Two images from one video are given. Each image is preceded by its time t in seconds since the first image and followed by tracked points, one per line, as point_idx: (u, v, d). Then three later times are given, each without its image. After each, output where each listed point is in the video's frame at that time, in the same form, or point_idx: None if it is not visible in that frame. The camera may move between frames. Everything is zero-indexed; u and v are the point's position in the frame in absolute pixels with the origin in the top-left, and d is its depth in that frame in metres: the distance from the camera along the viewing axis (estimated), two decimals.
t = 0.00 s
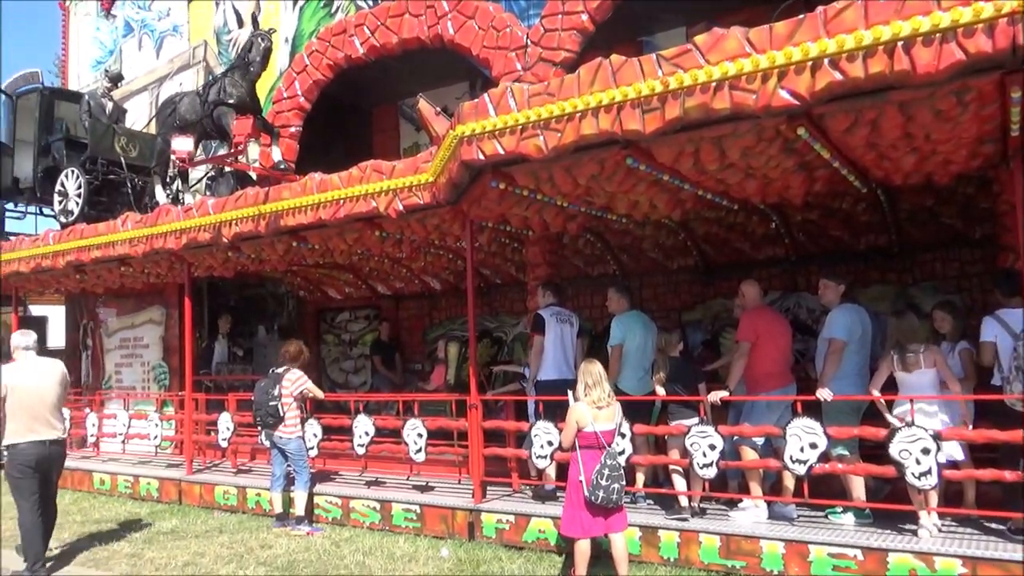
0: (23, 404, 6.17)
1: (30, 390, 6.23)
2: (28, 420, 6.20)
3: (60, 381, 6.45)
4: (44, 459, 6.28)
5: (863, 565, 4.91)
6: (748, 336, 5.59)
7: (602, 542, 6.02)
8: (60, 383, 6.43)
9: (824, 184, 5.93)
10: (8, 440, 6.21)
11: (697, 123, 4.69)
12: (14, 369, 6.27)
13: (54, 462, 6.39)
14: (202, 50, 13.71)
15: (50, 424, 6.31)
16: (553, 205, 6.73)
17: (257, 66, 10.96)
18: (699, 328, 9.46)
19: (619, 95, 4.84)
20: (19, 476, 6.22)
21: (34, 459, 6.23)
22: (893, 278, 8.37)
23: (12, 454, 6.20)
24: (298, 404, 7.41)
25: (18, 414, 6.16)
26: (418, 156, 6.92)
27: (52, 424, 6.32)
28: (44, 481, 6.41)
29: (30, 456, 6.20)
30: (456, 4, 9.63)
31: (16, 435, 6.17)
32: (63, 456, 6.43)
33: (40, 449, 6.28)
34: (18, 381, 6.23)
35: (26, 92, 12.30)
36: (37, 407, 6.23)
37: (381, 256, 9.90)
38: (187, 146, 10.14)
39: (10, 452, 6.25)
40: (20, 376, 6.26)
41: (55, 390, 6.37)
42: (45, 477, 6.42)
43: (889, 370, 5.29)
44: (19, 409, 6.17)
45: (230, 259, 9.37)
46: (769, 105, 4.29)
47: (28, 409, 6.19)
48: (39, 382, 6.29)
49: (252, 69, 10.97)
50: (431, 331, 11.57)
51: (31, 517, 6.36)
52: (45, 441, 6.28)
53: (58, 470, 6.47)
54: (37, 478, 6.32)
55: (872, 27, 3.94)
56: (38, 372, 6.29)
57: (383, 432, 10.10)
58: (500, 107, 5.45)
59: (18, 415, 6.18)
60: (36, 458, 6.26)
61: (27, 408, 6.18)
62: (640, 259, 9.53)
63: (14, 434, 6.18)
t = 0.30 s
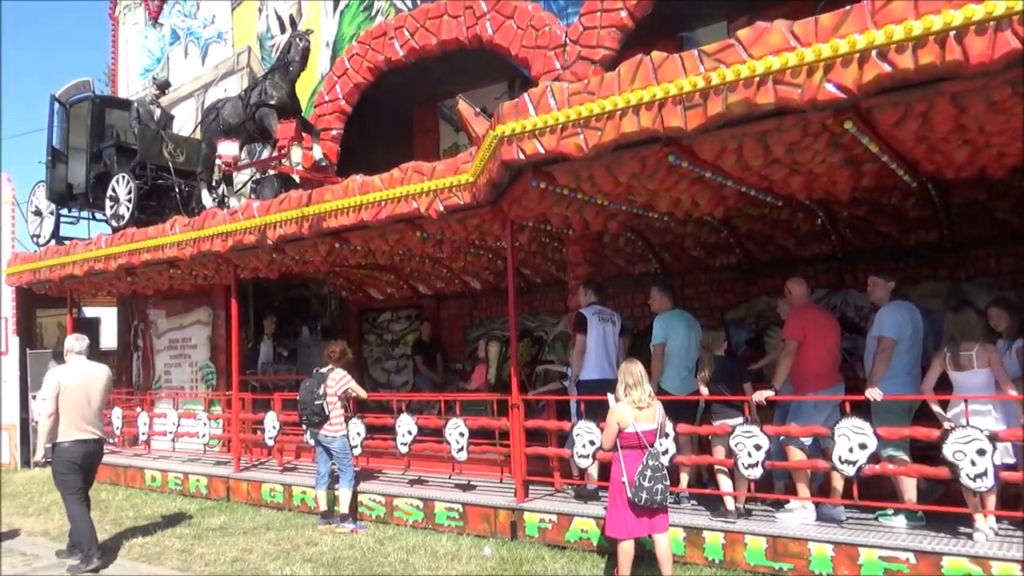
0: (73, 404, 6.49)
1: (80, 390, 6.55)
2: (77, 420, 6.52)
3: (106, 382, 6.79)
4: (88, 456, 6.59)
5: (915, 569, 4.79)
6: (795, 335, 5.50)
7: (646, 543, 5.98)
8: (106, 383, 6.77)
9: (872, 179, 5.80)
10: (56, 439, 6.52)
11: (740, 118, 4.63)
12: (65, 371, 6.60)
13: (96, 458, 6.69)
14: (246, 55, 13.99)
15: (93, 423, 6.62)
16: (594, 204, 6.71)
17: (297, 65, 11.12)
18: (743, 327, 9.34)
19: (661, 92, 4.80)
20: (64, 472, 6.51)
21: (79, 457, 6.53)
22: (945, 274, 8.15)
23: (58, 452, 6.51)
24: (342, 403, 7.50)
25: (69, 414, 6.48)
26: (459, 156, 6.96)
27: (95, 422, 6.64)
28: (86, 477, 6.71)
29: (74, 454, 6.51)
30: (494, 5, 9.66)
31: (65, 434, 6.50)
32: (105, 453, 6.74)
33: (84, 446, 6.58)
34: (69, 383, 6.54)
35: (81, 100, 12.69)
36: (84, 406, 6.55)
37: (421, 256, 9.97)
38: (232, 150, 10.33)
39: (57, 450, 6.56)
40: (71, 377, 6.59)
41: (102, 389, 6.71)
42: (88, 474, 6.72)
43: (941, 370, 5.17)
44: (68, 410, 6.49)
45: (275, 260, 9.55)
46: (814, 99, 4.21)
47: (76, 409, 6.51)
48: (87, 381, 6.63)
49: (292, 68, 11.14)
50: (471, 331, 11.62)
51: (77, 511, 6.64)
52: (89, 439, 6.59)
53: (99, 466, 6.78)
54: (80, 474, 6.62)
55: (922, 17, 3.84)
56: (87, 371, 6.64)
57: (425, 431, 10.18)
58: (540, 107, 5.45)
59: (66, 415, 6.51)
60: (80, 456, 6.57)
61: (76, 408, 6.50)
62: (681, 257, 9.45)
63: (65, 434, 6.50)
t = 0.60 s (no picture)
0: (117, 398, 6.85)
1: (122, 383, 6.93)
2: (119, 415, 6.86)
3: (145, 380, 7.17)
4: (127, 452, 6.93)
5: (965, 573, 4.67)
6: (839, 334, 5.39)
7: (686, 544, 5.92)
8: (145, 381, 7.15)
9: (917, 174, 5.67)
10: (96, 434, 6.85)
11: (779, 114, 4.56)
12: (109, 366, 6.99)
13: (133, 455, 7.04)
14: (284, 60, 14.21)
15: (131, 421, 6.97)
16: (631, 202, 6.67)
17: (332, 66, 11.12)
18: (783, 326, 9.21)
19: (698, 89, 4.75)
20: (100, 467, 6.86)
21: (118, 451, 6.87)
22: (994, 271, 7.92)
23: (98, 446, 6.85)
24: (381, 403, 7.56)
25: (112, 406, 6.83)
26: (494, 156, 6.98)
27: (133, 419, 6.99)
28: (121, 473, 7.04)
29: (114, 448, 6.85)
30: (529, 5, 9.67)
31: (107, 430, 6.84)
32: (141, 450, 7.09)
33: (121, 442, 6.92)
34: (112, 376, 6.90)
35: (124, 107, 12.94)
36: (126, 402, 6.91)
37: (458, 257, 10.02)
38: (272, 154, 10.49)
39: (97, 444, 6.88)
40: (113, 372, 6.98)
41: (141, 386, 7.09)
42: (122, 470, 7.05)
43: (991, 370, 5.04)
44: (112, 404, 6.84)
45: (314, 262, 9.69)
46: (857, 92, 4.12)
47: (118, 405, 6.87)
48: (128, 375, 7.02)
49: (327, 68, 11.14)
50: (508, 331, 11.64)
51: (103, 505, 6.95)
52: (127, 435, 6.93)
53: (135, 463, 7.13)
54: (118, 469, 6.96)
55: (970, 6, 3.74)
56: (129, 366, 7.05)
57: (463, 432, 10.21)
58: (576, 106, 5.44)
59: (109, 410, 6.85)
60: (119, 451, 6.90)
61: (119, 403, 6.86)
62: (720, 255, 9.36)
63: (107, 428, 6.84)
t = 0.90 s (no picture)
0: (145, 398, 7.03)
1: (150, 383, 7.09)
2: (148, 414, 7.04)
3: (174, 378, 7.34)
4: (157, 449, 7.12)
5: None
6: (877, 332, 5.29)
7: (720, 545, 5.86)
8: (173, 378, 7.30)
9: (956, 169, 5.56)
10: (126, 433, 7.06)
11: (814, 109, 4.50)
12: (137, 365, 7.15)
13: (164, 452, 7.22)
14: (316, 64, 14.36)
15: (160, 419, 7.15)
16: (662, 201, 6.64)
17: (360, 65, 11.28)
18: (819, 324, 9.08)
19: (730, 86, 4.70)
20: (132, 465, 7.01)
21: (149, 448, 7.07)
22: None
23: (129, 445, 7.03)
24: (415, 403, 7.61)
25: (142, 405, 7.03)
26: (525, 157, 6.98)
27: (162, 417, 7.16)
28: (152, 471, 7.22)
29: (144, 446, 7.04)
30: (558, 4, 9.66)
31: (136, 429, 7.04)
32: (171, 447, 7.26)
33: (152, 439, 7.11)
34: (141, 375, 7.07)
35: (164, 112, 13.29)
36: (154, 401, 7.08)
37: (489, 257, 10.05)
38: (305, 156, 10.60)
39: (128, 443, 7.10)
40: (142, 370, 7.15)
41: (169, 383, 7.25)
42: (154, 467, 7.23)
43: None
44: (140, 404, 7.03)
45: (347, 263, 9.79)
46: (894, 86, 4.04)
47: (146, 404, 7.05)
48: (156, 374, 7.18)
49: (355, 68, 11.35)
50: (540, 331, 11.64)
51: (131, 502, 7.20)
52: (156, 433, 7.12)
53: (166, 461, 7.28)
54: (149, 467, 7.13)
55: None
56: (157, 365, 7.24)
57: (495, 431, 10.23)
58: (607, 104, 5.42)
59: (138, 409, 7.04)
60: (150, 449, 7.10)
61: (147, 402, 7.04)
62: (753, 253, 9.27)
63: (137, 428, 7.04)
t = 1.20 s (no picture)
0: (145, 405, 7.23)
1: (150, 390, 7.25)
2: (149, 420, 7.25)
3: (177, 382, 7.45)
4: (164, 452, 7.30)
5: None
6: (901, 333, 5.23)
7: (742, 548, 5.82)
8: (176, 384, 7.41)
9: (983, 167, 5.48)
10: (135, 436, 7.32)
11: (836, 107, 4.46)
12: (140, 373, 7.37)
13: (172, 455, 7.36)
14: (337, 68, 14.46)
15: (163, 423, 7.31)
16: (682, 201, 6.61)
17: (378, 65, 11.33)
18: (843, 325, 9.00)
19: (751, 85, 4.67)
20: (139, 469, 7.25)
21: (152, 450, 7.25)
22: None
23: (136, 449, 7.27)
24: (434, 404, 7.64)
25: (144, 409, 7.24)
26: (544, 158, 6.98)
27: (166, 422, 7.32)
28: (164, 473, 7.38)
29: (149, 450, 7.25)
30: (577, 5, 9.67)
31: (140, 432, 7.27)
32: (178, 450, 7.39)
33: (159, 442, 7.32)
34: (141, 383, 7.25)
35: (187, 116, 13.41)
36: (154, 407, 7.26)
37: (508, 259, 10.08)
38: (326, 159, 10.68)
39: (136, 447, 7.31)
40: (144, 377, 7.34)
41: (172, 388, 7.38)
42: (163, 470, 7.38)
43: None
44: (141, 410, 7.25)
45: (367, 265, 9.86)
46: (919, 83, 3.99)
47: (148, 410, 7.26)
48: (157, 380, 7.33)
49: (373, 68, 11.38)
50: (559, 333, 11.63)
51: (146, 504, 7.39)
52: (160, 437, 7.30)
53: (176, 463, 7.43)
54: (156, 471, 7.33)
55: None
56: (159, 370, 7.43)
57: (515, 433, 10.23)
58: (626, 105, 5.42)
59: (141, 415, 7.28)
60: (155, 451, 7.28)
61: (147, 409, 7.24)
62: (775, 253, 9.22)
63: (141, 432, 7.28)
